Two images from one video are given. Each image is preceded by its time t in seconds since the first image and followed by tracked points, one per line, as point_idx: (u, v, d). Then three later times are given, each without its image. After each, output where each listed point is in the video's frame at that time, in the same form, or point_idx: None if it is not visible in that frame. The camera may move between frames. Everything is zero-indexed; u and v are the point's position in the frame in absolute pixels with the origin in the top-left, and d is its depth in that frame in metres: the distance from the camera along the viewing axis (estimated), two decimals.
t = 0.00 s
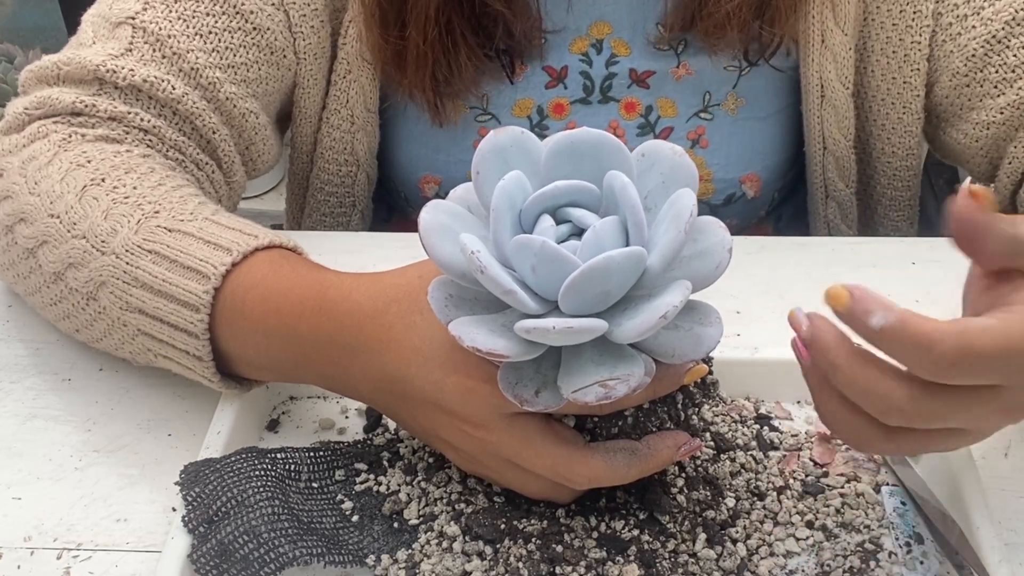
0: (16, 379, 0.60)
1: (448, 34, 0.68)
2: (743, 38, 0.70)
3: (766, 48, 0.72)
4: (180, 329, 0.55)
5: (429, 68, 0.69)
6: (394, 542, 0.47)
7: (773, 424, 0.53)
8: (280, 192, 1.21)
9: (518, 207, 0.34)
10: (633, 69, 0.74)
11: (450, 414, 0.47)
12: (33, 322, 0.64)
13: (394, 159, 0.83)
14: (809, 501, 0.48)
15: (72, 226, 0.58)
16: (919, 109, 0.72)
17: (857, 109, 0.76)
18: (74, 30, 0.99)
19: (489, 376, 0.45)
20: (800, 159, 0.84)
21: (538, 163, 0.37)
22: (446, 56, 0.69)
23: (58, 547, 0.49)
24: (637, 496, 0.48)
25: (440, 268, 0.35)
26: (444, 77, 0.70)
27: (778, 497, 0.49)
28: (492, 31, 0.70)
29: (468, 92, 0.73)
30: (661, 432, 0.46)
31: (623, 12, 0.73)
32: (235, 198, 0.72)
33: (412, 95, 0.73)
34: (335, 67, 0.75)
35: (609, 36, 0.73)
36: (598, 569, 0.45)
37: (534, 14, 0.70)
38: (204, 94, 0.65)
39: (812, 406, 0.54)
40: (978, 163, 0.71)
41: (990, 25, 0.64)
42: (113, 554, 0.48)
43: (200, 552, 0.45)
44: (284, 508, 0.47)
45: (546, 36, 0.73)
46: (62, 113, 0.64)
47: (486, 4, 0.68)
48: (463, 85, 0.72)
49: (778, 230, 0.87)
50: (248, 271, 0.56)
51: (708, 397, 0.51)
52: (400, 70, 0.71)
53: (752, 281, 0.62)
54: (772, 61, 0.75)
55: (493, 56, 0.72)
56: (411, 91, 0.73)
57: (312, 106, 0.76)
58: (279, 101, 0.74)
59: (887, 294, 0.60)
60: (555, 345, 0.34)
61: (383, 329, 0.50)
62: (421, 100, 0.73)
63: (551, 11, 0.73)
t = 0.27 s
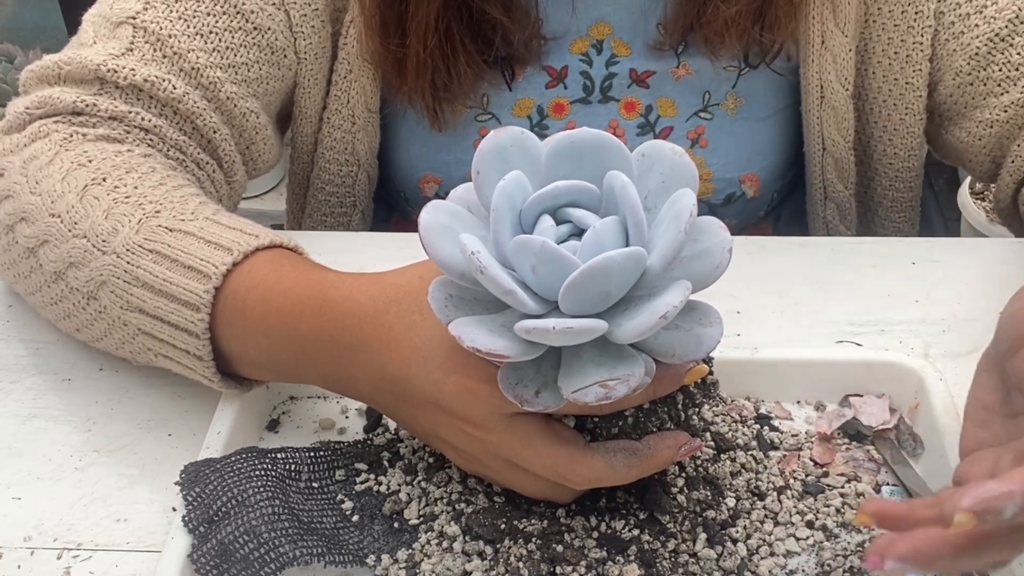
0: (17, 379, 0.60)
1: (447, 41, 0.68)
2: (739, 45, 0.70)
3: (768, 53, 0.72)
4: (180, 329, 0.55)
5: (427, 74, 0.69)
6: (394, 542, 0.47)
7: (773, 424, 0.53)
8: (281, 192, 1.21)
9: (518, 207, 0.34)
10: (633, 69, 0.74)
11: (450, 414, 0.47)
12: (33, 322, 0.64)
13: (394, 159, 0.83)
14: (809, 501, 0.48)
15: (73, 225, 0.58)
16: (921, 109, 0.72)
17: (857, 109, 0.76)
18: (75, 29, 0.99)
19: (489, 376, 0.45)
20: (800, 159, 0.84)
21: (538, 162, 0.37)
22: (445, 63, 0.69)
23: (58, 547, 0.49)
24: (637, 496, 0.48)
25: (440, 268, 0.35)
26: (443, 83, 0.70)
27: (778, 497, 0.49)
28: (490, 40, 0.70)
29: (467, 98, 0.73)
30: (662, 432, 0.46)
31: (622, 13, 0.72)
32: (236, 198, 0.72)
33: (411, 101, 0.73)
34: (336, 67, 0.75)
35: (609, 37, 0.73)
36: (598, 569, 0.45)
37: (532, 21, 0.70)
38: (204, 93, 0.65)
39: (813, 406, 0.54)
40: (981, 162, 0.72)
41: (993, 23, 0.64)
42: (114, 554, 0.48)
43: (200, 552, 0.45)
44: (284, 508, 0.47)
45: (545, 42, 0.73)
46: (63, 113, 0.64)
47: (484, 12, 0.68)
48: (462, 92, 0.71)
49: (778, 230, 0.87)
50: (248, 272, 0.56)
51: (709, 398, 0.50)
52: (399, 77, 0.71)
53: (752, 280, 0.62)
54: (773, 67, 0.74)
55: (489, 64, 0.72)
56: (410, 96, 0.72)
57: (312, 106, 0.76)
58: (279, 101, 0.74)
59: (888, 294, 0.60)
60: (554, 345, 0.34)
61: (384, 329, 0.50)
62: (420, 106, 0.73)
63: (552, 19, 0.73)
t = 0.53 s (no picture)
0: (16, 380, 0.60)
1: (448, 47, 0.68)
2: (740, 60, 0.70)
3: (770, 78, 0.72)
4: (180, 330, 0.55)
5: (428, 80, 0.69)
6: (394, 542, 0.47)
7: (773, 424, 0.53)
8: (281, 192, 1.21)
9: (519, 208, 0.34)
10: (635, 73, 0.74)
11: (450, 414, 0.47)
12: (32, 323, 0.64)
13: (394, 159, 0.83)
14: (809, 501, 0.48)
15: (72, 226, 0.58)
16: (923, 116, 0.72)
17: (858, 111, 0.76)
18: (74, 29, 0.99)
19: (489, 377, 0.45)
20: (800, 160, 0.84)
21: (538, 163, 0.37)
22: (446, 69, 0.69)
23: (58, 547, 0.49)
24: (637, 496, 0.48)
25: (440, 269, 0.35)
26: (443, 90, 0.70)
27: (778, 497, 0.49)
28: (491, 46, 0.70)
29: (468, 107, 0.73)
30: (662, 432, 0.46)
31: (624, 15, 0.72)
32: (235, 199, 0.72)
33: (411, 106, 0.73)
34: (336, 70, 0.75)
35: (611, 42, 0.73)
36: (598, 569, 0.45)
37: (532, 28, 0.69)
38: (204, 96, 0.65)
39: (813, 406, 0.54)
40: (983, 167, 0.71)
41: (996, 30, 0.64)
42: (113, 554, 0.48)
43: (200, 552, 0.45)
44: (284, 508, 0.47)
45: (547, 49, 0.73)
46: (62, 114, 0.63)
47: (485, 18, 0.67)
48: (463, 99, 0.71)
49: (779, 230, 0.87)
50: (249, 273, 0.56)
51: (709, 398, 0.50)
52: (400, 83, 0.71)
53: (752, 281, 0.62)
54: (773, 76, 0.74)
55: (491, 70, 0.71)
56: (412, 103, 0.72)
57: (312, 106, 0.76)
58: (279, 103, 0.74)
59: (888, 294, 0.60)
60: (555, 346, 0.34)
61: (384, 330, 0.50)
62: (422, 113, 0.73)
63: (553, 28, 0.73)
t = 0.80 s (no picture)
0: (16, 379, 0.60)
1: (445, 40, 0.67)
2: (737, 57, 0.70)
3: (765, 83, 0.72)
4: (180, 330, 0.55)
5: (427, 73, 0.69)
6: (394, 543, 0.47)
7: (773, 424, 0.53)
8: (281, 192, 1.21)
9: (519, 207, 0.34)
10: (633, 72, 0.74)
11: (450, 414, 0.47)
12: (33, 322, 0.64)
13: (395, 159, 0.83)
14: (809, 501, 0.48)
15: (73, 226, 0.58)
16: (923, 114, 0.72)
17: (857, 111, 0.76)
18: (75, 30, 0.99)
19: (489, 376, 0.45)
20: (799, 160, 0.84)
21: (538, 162, 0.37)
22: (444, 62, 0.69)
23: (58, 547, 0.49)
24: (637, 496, 0.48)
25: (440, 269, 0.35)
26: (441, 82, 0.70)
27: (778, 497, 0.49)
28: (489, 38, 0.69)
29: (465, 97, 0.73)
30: (661, 432, 0.46)
31: (623, 14, 0.72)
32: (235, 198, 0.72)
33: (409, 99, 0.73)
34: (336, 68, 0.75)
35: (610, 40, 0.73)
36: (598, 569, 0.45)
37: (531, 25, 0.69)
38: (204, 95, 0.65)
39: (813, 406, 0.54)
40: (982, 166, 0.71)
41: (994, 28, 0.64)
42: (114, 554, 0.48)
43: (200, 552, 0.45)
44: (284, 508, 0.47)
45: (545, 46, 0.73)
46: (62, 113, 0.64)
47: (483, 11, 0.67)
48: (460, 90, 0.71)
49: (778, 230, 0.87)
50: (250, 272, 0.56)
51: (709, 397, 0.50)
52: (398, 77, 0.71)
53: (752, 281, 0.62)
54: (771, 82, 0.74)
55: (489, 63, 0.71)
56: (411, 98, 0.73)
57: (312, 106, 0.76)
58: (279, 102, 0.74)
59: (888, 294, 0.60)
60: (554, 345, 0.34)
61: (384, 329, 0.50)
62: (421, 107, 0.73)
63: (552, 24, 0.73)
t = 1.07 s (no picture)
0: (16, 380, 0.60)
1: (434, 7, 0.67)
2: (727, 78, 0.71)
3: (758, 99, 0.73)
4: (180, 330, 0.55)
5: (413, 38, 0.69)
6: (394, 542, 0.47)
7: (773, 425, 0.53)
8: (280, 192, 1.21)
9: (519, 209, 0.34)
10: (628, 72, 0.74)
11: (451, 414, 0.47)
12: (33, 323, 0.64)
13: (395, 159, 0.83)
14: (809, 501, 0.48)
15: (73, 226, 0.58)
16: (920, 116, 0.72)
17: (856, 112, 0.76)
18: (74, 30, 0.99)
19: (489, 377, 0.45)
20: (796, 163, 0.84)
21: (538, 163, 0.37)
22: (431, 29, 0.68)
23: (58, 547, 0.49)
24: (637, 496, 0.48)
25: (440, 269, 0.35)
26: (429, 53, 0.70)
27: (778, 497, 0.49)
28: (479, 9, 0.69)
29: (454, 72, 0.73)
30: (662, 432, 0.46)
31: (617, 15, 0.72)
32: (235, 197, 0.72)
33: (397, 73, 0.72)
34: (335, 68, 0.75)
35: (605, 40, 0.73)
36: (598, 569, 0.45)
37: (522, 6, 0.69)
38: (204, 94, 0.65)
39: (813, 406, 0.54)
40: (981, 167, 0.71)
41: (994, 30, 0.64)
42: (114, 554, 0.48)
43: (200, 551, 0.45)
44: (284, 508, 0.47)
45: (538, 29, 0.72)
46: (62, 113, 0.63)
47: None
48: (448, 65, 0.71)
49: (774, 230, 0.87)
50: (250, 273, 0.56)
51: (709, 398, 0.50)
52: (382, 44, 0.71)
53: (752, 281, 0.62)
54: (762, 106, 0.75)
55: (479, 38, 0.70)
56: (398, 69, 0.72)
57: (311, 105, 0.76)
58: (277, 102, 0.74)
59: (888, 295, 0.60)
60: (555, 346, 0.34)
61: (383, 330, 0.50)
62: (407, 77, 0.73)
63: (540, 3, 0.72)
